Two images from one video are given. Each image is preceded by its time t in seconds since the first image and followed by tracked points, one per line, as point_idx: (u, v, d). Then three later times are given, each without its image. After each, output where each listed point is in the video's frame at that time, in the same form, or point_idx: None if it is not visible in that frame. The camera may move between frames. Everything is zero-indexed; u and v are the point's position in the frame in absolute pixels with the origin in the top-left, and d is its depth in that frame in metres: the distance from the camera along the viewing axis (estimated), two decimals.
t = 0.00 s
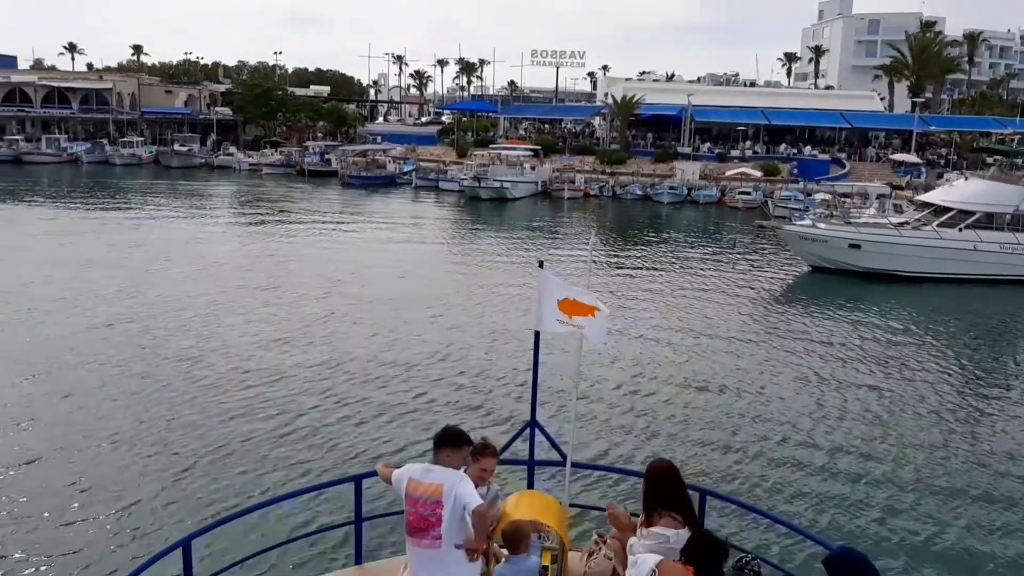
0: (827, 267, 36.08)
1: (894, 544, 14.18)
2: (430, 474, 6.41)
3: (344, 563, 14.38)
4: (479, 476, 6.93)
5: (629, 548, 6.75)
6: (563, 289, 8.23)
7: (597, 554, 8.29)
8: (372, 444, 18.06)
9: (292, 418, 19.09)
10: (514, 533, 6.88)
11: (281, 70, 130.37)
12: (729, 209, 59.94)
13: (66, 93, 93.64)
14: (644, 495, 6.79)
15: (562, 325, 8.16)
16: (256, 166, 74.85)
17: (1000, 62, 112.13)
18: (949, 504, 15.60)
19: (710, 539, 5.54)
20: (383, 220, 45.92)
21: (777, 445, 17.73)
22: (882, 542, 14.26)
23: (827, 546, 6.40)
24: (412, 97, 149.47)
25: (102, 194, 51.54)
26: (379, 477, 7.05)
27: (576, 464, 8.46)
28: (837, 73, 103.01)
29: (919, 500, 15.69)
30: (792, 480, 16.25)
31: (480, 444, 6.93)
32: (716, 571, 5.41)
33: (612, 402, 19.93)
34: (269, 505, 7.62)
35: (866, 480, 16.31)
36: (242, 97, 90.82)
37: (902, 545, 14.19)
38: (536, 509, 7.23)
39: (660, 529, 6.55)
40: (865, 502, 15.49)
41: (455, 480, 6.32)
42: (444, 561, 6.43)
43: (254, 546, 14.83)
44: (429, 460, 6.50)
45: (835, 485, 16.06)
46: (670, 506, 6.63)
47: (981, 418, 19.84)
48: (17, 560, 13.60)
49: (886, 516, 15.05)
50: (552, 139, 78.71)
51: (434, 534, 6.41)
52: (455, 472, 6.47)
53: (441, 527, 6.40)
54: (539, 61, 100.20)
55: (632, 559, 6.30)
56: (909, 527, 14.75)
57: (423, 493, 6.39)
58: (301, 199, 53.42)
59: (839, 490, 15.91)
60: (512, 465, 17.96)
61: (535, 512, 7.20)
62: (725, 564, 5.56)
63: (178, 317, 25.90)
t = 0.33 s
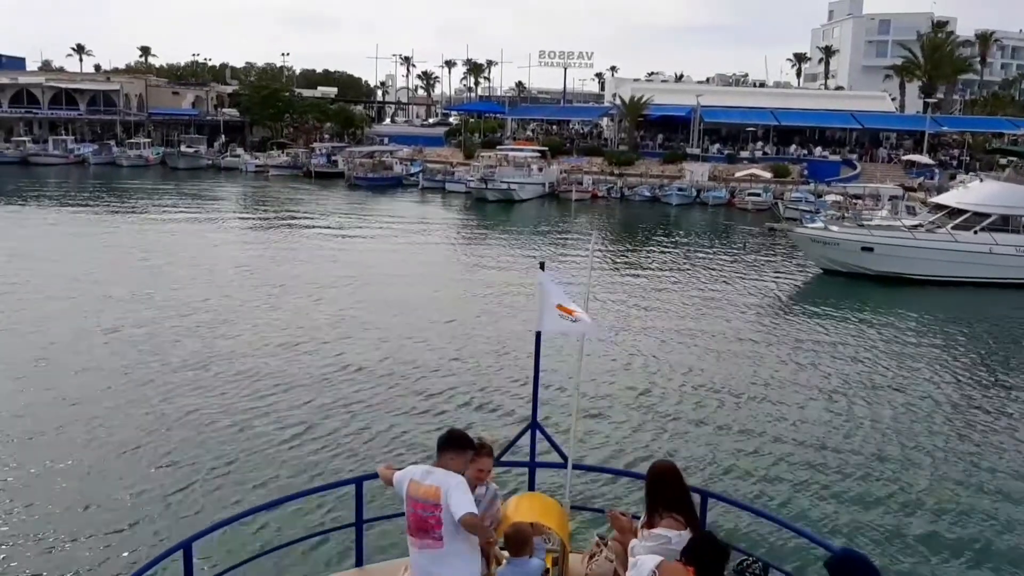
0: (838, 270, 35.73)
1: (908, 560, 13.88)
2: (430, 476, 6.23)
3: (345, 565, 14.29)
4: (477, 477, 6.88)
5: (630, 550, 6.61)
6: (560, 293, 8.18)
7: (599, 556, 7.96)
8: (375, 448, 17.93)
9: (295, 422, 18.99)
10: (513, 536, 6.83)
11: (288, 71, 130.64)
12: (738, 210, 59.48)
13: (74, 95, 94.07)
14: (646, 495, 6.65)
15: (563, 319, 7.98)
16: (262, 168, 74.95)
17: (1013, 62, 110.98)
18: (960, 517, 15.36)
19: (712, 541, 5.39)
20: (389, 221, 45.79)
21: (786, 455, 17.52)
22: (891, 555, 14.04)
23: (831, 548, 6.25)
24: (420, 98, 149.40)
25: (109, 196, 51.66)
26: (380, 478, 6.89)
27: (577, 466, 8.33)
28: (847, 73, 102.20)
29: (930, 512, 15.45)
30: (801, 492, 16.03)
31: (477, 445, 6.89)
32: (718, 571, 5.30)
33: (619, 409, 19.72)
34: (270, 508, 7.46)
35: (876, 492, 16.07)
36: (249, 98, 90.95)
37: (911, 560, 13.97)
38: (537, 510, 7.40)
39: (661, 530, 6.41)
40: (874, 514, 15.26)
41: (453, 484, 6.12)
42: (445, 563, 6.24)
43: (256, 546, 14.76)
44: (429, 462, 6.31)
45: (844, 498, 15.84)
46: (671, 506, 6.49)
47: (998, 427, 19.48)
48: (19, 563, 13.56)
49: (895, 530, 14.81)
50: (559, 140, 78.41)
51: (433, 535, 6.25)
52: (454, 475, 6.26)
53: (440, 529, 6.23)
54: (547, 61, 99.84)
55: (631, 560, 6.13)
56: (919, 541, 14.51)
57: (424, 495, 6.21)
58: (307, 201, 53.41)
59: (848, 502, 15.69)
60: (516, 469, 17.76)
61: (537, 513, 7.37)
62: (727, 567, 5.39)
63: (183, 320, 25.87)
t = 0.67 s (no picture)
0: (851, 273, 35.34)
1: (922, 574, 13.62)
2: (430, 478, 6.10)
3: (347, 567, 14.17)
4: (475, 478, 6.68)
5: (629, 553, 6.29)
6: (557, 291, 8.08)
7: (599, 556, 7.88)
8: (379, 454, 17.80)
9: (299, 427, 18.90)
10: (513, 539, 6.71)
11: (296, 72, 130.94)
12: (748, 212, 59.06)
13: (81, 96, 94.48)
14: (647, 496, 6.34)
15: (561, 320, 7.95)
16: (269, 170, 75.10)
17: None
18: (974, 529, 15.09)
19: (709, 544, 5.37)
20: (396, 223, 45.70)
21: (796, 463, 17.27)
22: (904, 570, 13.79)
23: (835, 549, 5.96)
24: (428, 99, 149.30)
25: (116, 197, 51.81)
26: (380, 478, 6.74)
27: (578, 467, 8.07)
28: (857, 73, 101.44)
29: (943, 524, 15.19)
30: (810, 500, 15.80)
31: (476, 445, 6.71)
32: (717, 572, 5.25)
33: (625, 415, 19.50)
34: (266, 510, 7.27)
35: (888, 503, 15.81)
36: (257, 100, 91.14)
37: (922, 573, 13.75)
38: (537, 511, 7.03)
39: (662, 532, 6.12)
40: (885, 525, 15.01)
41: (454, 489, 5.98)
42: (443, 567, 6.14)
43: (259, 547, 14.67)
44: (429, 464, 6.18)
45: (854, 506, 15.59)
46: (673, 508, 6.19)
47: (1015, 436, 19.11)
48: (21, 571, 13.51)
49: (907, 542, 14.57)
50: (567, 141, 78.10)
51: (432, 539, 6.13)
52: (454, 478, 6.13)
53: (440, 534, 6.13)
54: (555, 63, 99.48)
55: (629, 562, 5.75)
56: (931, 553, 14.28)
57: (424, 498, 6.09)
58: (314, 203, 53.42)
59: (860, 513, 15.42)
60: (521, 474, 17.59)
61: (537, 515, 6.99)
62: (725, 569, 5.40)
63: (189, 323, 25.87)
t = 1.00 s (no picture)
0: (864, 277, 34.92)
1: None
2: (430, 479, 6.00)
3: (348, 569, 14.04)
4: (476, 480, 6.63)
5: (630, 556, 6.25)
6: (563, 292, 7.84)
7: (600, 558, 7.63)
8: (384, 457, 17.67)
9: (303, 430, 18.80)
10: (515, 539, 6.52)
11: (303, 74, 131.12)
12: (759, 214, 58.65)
13: (89, 98, 94.86)
14: (648, 497, 6.25)
15: (564, 329, 7.77)
16: (276, 171, 75.13)
17: None
18: (990, 541, 14.87)
19: (709, 553, 5.19)
20: (404, 226, 45.58)
21: (806, 472, 17.07)
22: None
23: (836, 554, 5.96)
24: (435, 100, 149.26)
25: (123, 199, 51.91)
26: (379, 482, 6.62)
27: (581, 469, 7.89)
28: (868, 74, 100.61)
29: (958, 536, 14.96)
30: (821, 510, 15.61)
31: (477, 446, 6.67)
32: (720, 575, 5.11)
33: (632, 422, 19.29)
34: (264, 514, 7.12)
35: (900, 513, 15.57)
36: (264, 101, 91.25)
37: None
38: (539, 514, 6.83)
39: (665, 535, 6.06)
40: (899, 536, 14.82)
41: (457, 489, 5.89)
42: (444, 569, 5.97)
43: (261, 547, 14.58)
44: (430, 465, 6.09)
45: (865, 517, 15.38)
46: (674, 511, 6.12)
47: None
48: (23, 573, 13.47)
49: (918, 554, 14.36)
50: (575, 142, 77.80)
51: (434, 541, 5.99)
52: (455, 479, 6.04)
53: (441, 535, 5.99)
54: (563, 64, 99.06)
55: (631, 568, 5.80)
56: (943, 566, 14.05)
57: (424, 500, 5.97)
58: (321, 204, 53.39)
59: (870, 523, 15.20)
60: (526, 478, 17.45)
61: (538, 517, 6.82)
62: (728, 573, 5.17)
63: (194, 325, 25.86)
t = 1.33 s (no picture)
0: (877, 280, 34.51)
1: None
2: (431, 481, 5.85)
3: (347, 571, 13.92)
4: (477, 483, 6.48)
5: (632, 557, 6.07)
6: (559, 292, 7.70)
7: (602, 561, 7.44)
8: (386, 460, 17.54)
9: (307, 429, 18.85)
10: (516, 541, 6.36)
11: (311, 75, 131.43)
12: (769, 215, 58.36)
13: (97, 99, 95.39)
14: (649, 498, 6.07)
15: (564, 331, 7.59)
16: (283, 172, 75.24)
17: None
18: (1003, 555, 14.64)
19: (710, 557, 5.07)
20: (411, 228, 45.50)
21: (815, 481, 16.86)
22: None
23: (839, 555, 5.87)
24: (443, 100, 149.23)
25: (130, 200, 52.15)
26: (379, 482, 6.50)
27: (584, 469, 7.71)
28: (879, 74, 99.94)
29: (970, 549, 14.74)
30: (829, 521, 15.41)
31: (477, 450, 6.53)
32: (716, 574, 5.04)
33: (637, 428, 19.08)
34: (264, 515, 7.02)
35: (907, 523, 15.42)
36: (271, 102, 91.50)
37: None
38: (537, 515, 6.28)
39: (665, 536, 5.88)
40: (910, 550, 14.61)
41: (458, 491, 5.75)
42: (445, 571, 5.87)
43: (260, 548, 14.47)
44: (430, 465, 5.94)
45: (871, 526, 15.24)
46: (677, 512, 5.93)
47: None
48: None
49: (927, 566, 14.20)
50: (583, 144, 77.48)
51: (435, 542, 5.87)
52: (456, 480, 5.89)
53: (442, 536, 5.87)
54: (570, 64, 98.75)
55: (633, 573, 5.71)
56: None
57: (425, 501, 5.84)
58: (328, 206, 53.51)
59: (877, 533, 15.04)
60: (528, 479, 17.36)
61: (536, 517, 6.29)
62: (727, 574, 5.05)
63: (200, 325, 25.93)
